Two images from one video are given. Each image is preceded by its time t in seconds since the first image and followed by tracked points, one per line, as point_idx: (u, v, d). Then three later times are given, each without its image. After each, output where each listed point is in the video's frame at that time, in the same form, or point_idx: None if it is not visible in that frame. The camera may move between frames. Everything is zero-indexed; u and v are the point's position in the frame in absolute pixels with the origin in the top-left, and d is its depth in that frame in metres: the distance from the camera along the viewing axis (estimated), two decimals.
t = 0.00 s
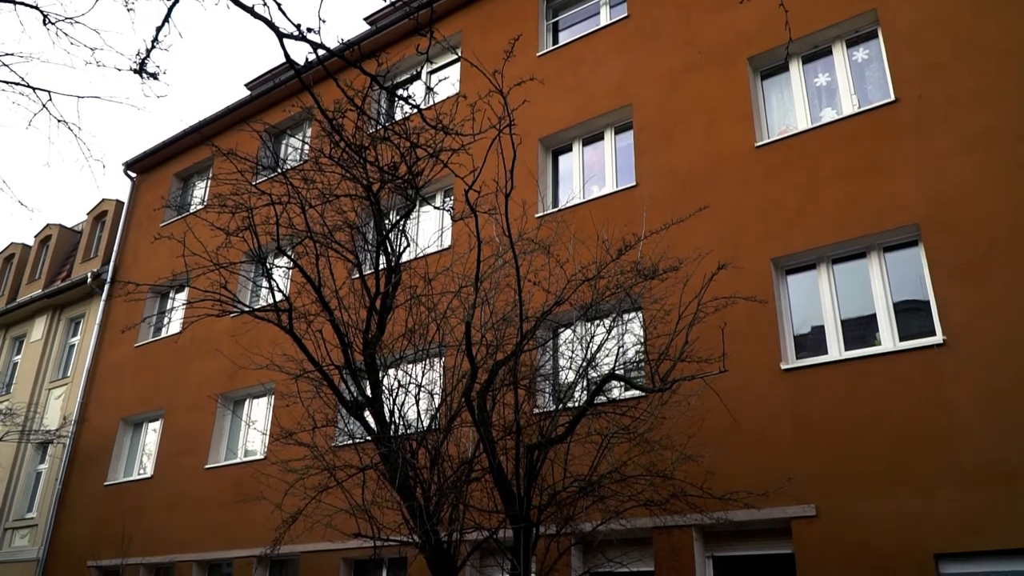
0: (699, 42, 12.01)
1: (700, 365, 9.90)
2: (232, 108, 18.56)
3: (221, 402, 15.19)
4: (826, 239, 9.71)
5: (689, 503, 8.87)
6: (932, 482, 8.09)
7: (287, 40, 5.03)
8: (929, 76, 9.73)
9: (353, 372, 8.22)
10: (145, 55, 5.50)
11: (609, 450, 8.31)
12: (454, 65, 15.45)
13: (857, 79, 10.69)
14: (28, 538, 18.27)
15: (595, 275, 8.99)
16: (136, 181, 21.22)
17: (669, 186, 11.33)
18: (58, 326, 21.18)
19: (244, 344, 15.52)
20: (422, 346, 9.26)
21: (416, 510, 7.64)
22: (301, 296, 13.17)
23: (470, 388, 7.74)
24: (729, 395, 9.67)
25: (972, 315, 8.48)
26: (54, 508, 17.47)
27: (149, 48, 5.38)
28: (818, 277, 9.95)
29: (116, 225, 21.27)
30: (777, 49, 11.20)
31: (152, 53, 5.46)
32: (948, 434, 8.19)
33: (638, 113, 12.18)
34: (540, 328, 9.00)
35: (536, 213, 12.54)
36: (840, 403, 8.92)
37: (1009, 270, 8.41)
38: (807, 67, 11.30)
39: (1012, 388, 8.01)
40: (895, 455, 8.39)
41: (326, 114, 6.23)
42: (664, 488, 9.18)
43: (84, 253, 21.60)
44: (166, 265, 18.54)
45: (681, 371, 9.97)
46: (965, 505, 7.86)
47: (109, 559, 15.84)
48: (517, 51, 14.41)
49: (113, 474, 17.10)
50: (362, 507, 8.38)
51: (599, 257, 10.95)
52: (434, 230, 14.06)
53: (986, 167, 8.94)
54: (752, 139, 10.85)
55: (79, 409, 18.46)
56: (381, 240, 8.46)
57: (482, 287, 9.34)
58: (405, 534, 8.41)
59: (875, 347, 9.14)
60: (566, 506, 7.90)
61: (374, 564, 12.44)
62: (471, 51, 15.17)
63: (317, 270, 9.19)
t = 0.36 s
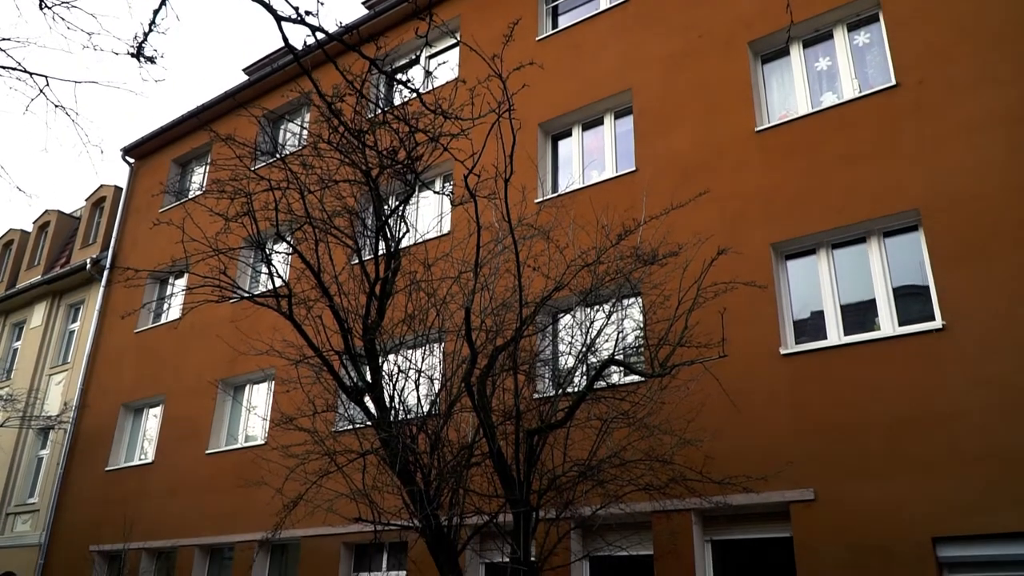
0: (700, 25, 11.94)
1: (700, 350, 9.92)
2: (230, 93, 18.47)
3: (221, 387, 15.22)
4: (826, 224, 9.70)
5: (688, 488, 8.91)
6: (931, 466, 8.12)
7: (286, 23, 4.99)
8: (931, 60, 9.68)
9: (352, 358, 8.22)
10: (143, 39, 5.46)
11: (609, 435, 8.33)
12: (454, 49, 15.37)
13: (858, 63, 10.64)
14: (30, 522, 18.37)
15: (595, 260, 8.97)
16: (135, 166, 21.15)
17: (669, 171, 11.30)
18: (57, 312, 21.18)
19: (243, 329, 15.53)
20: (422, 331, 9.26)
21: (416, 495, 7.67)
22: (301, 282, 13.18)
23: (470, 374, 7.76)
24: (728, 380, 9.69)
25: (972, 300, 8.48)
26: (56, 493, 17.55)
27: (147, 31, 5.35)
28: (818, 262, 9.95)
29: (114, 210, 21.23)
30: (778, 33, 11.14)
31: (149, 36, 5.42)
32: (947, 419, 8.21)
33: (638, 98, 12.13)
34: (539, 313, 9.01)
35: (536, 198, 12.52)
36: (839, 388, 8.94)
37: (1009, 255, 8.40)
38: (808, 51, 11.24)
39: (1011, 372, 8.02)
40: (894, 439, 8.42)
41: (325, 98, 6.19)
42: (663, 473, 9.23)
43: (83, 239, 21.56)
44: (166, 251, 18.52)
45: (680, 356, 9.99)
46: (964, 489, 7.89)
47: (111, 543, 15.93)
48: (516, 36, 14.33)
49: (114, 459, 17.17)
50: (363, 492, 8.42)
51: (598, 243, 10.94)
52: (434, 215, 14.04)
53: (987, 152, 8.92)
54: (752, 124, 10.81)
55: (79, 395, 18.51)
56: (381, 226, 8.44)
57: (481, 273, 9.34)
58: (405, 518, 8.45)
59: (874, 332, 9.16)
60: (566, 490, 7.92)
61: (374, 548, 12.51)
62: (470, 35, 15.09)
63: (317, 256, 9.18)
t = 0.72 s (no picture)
0: (700, 8, 11.87)
1: (699, 334, 9.94)
2: (228, 77, 18.39)
3: (221, 372, 15.25)
4: (826, 208, 9.68)
5: (687, 471, 8.95)
6: (929, 449, 8.16)
7: (283, 7, 4.98)
8: (932, 42, 9.63)
9: (352, 342, 8.24)
10: (139, 23, 5.45)
11: (608, 419, 8.36)
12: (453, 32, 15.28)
13: (859, 46, 10.59)
14: (32, 507, 18.46)
15: (595, 244, 8.97)
16: (133, 151, 21.09)
17: (669, 154, 11.27)
18: (58, 298, 21.17)
19: (243, 314, 15.54)
20: (422, 316, 9.26)
21: (417, 478, 7.70)
22: (301, 267, 13.17)
23: (470, 358, 7.79)
24: (728, 364, 9.71)
25: (971, 283, 8.48)
26: (58, 478, 17.63)
27: (144, 15, 5.34)
28: (818, 247, 9.94)
29: (113, 195, 21.17)
30: (778, 16, 11.09)
31: (146, 20, 5.41)
32: (945, 402, 8.24)
33: (638, 82, 12.08)
34: (539, 298, 9.01)
35: (535, 182, 12.50)
36: (838, 372, 8.96)
37: (1009, 239, 8.40)
38: (809, 34, 11.20)
39: (1010, 355, 8.04)
40: (893, 422, 8.45)
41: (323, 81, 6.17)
42: (662, 456, 9.26)
43: (82, 224, 21.52)
44: (165, 236, 18.50)
45: (680, 340, 10.00)
46: (963, 472, 7.93)
47: (113, 527, 16.02)
48: (516, 19, 14.25)
49: (116, 444, 17.22)
50: (363, 476, 8.44)
51: (598, 227, 10.93)
52: (434, 199, 14.00)
53: (988, 135, 8.89)
54: (752, 108, 10.77)
55: (80, 379, 18.55)
56: (380, 210, 8.42)
57: (481, 258, 9.34)
58: (406, 502, 8.49)
59: (873, 316, 9.17)
60: (565, 473, 7.95)
61: (375, 532, 12.58)
62: (470, 18, 15.00)
63: (316, 241, 9.17)
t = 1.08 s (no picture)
0: None
1: (699, 316, 9.95)
2: (226, 59, 18.29)
3: (221, 355, 15.28)
4: (826, 191, 9.67)
5: (686, 453, 8.99)
6: (927, 431, 8.20)
7: None
8: (933, 24, 9.58)
9: (352, 326, 8.25)
10: (136, 5, 5.41)
11: (608, 401, 8.38)
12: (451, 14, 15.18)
13: (860, 27, 10.53)
14: (35, 489, 18.55)
15: (594, 227, 8.96)
16: (131, 134, 21.01)
17: (669, 137, 11.24)
18: (57, 281, 21.15)
19: (243, 297, 15.54)
20: (422, 299, 9.27)
21: (417, 461, 7.73)
22: (300, 251, 13.16)
23: (470, 341, 7.81)
24: (727, 347, 9.74)
25: (970, 265, 8.49)
26: (60, 460, 17.71)
27: None
28: (818, 229, 9.93)
29: (111, 178, 21.11)
30: None
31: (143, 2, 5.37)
32: (943, 384, 8.27)
33: (638, 64, 12.03)
34: (539, 281, 9.01)
35: (535, 165, 12.46)
36: (837, 354, 8.98)
37: (1008, 221, 8.40)
38: (810, 15, 11.13)
39: (1009, 338, 8.06)
40: (891, 404, 8.49)
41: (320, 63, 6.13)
42: (661, 439, 9.30)
43: (81, 208, 21.47)
44: (164, 219, 18.47)
45: (679, 323, 10.02)
46: (960, 453, 7.97)
47: (116, 509, 16.12)
48: None
49: (117, 427, 17.28)
50: (364, 459, 8.46)
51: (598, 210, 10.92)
52: (433, 182, 13.97)
53: (988, 117, 8.87)
54: (753, 90, 10.72)
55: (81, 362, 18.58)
56: (379, 193, 8.40)
57: (480, 241, 9.34)
58: (406, 484, 8.53)
59: (872, 299, 9.17)
60: (565, 455, 7.98)
61: (376, 513, 12.63)
62: None
63: (316, 224, 9.16)
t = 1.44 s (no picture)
0: None
1: (698, 299, 9.96)
2: (223, 40, 18.17)
3: (222, 337, 15.30)
4: (827, 172, 9.64)
5: (685, 434, 9.02)
6: (926, 413, 8.23)
7: None
8: (936, 3, 9.50)
9: (352, 308, 8.26)
10: None
11: (607, 383, 8.39)
12: None
13: (862, 7, 10.44)
14: (37, 471, 18.64)
15: (595, 210, 8.95)
16: (129, 116, 20.91)
17: (669, 118, 11.19)
18: (57, 264, 21.13)
19: (243, 280, 15.53)
20: (422, 282, 9.27)
21: (418, 442, 7.75)
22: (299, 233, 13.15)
23: (470, 323, 7.83)
24: (727, 329, 9.75)
25: (970, 247, 8.48)
26: (62, 442, 17.78)
27: None
28: (818, 211, 9.90)
29: (110, 161, 21.03)
30: None
31: None
32: (942, 366, 8.29)
33: (638, 45, 11.95)
34: (539, 263, 9.00)
35: (535, 147, 12.42)
36: (837, 336, 8.99)
37: (1009, 203, 8.38)
38: None
39: (1008, 320, 8.07)
40: (890, 386, 8.52)
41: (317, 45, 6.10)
42: (660, 420, 9.34)
43: (79, 190, 21.41)
44: (163, 202, 18.43)
45: (679, 305, 10.03)
46: (958, 435, 8.01)
47: (118, 491, 16.21)
48: None
49: (118, 409, 17.34)
50: (364, 441, 8.49)
51: (598, 192, 10.89)
52: (433, 164, 13.92)
53: (990, 98, 8.82)
54: (754, 71, 10.66)
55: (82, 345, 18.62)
56: (378, 176, 8.37)
57: (480, 223, 9.33)
58: (407, 466, 8.56)
59: (872, 280, 9.17)
60: (565, 437, 8.00)
61: (377, 494, 12.70)
62: None
63: (315, 206, 9.13)
